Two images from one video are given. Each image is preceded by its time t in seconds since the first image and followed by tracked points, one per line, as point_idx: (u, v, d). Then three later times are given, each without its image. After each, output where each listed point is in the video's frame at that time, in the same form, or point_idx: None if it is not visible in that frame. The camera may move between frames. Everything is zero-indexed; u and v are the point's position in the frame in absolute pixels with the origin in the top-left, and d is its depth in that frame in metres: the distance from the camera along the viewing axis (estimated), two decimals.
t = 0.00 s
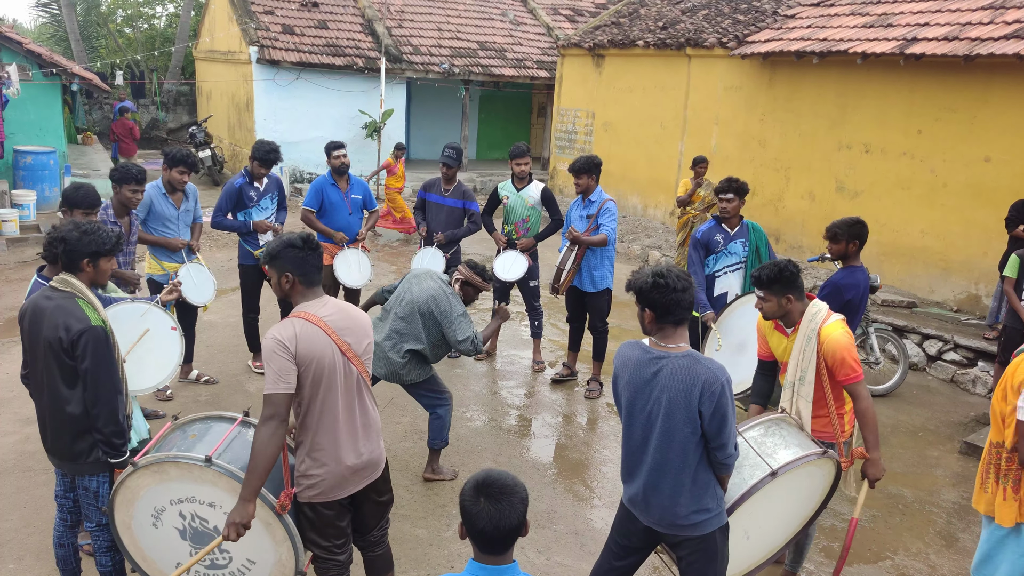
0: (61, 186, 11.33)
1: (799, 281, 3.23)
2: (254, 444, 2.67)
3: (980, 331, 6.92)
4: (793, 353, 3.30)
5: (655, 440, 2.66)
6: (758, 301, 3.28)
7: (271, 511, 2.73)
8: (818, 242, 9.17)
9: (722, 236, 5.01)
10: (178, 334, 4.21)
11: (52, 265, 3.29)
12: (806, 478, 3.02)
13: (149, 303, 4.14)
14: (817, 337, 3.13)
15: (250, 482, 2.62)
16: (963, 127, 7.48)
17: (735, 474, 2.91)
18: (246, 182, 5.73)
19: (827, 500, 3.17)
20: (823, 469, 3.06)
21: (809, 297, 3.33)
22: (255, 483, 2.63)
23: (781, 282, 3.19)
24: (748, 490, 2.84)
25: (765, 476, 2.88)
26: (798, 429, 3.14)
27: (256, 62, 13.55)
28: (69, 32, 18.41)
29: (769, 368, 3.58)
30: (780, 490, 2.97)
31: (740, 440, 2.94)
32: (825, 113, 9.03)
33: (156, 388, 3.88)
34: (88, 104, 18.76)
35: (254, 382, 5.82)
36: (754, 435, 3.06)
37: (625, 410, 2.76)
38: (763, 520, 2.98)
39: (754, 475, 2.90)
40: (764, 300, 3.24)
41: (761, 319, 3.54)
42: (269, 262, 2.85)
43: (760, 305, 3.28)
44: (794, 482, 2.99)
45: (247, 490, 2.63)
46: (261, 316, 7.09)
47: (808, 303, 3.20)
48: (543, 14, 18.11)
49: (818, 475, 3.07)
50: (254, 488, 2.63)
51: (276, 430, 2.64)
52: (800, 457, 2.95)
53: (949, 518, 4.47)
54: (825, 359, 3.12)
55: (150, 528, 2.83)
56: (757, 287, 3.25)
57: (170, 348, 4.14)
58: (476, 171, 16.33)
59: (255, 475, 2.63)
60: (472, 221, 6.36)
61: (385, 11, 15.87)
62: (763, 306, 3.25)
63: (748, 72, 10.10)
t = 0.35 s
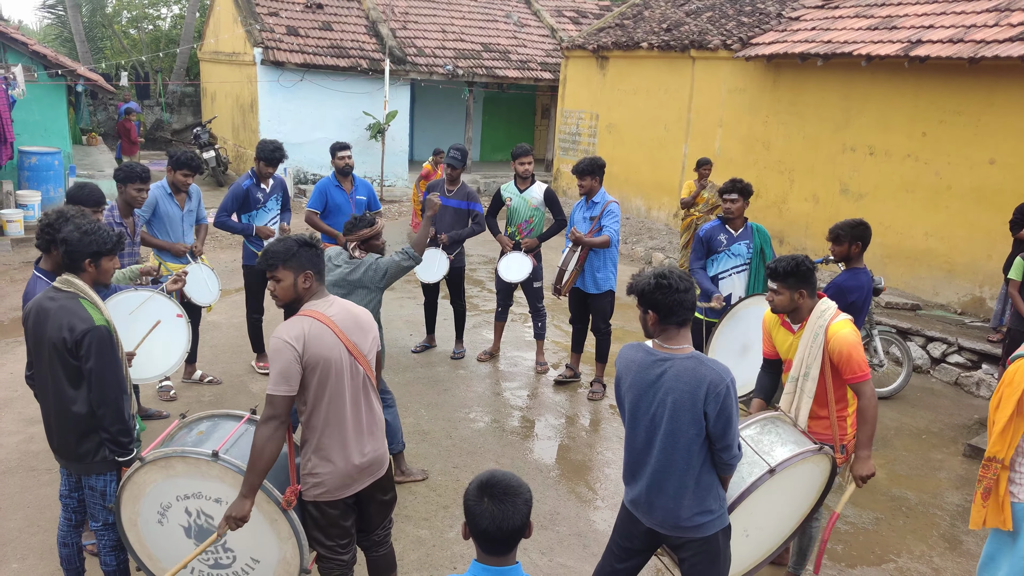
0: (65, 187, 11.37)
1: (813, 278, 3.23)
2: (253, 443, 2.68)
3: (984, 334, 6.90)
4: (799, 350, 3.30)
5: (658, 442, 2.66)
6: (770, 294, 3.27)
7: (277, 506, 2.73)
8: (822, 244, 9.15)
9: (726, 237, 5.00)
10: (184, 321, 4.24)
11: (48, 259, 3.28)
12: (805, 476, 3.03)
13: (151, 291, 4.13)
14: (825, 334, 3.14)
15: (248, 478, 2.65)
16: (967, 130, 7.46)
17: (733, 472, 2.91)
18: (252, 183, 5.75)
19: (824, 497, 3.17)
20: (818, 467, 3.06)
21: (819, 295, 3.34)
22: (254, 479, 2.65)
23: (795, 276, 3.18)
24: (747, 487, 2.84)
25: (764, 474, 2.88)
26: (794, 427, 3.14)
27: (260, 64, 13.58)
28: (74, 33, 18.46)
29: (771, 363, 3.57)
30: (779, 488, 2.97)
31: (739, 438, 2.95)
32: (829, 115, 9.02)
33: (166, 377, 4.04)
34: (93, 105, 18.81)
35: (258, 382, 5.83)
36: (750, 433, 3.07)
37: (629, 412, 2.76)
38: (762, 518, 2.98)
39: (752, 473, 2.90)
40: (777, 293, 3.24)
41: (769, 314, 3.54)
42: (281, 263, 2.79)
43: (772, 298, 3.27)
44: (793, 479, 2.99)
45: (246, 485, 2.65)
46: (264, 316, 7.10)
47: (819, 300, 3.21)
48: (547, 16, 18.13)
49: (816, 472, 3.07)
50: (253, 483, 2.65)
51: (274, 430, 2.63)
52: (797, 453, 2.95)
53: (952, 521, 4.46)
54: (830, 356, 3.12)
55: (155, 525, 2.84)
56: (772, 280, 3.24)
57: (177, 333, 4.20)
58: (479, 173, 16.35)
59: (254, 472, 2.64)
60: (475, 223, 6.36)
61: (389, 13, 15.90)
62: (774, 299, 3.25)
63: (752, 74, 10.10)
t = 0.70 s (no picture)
0: (68, 182, 11.39)
1: (818, 278, 3.23)
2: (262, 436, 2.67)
3: (987, 333, 6.89)
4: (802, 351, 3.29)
5: (661, 441, 2.65)
6: (773, 293, 3.28)
7: (280, 501, 2.73)
8: (825, 243, 9.14)
9: (730, 236, 4.99)
10: (184, 330, 4.25)
11: (53, 266, 3.29)
12: (812, 477, 3.02)
13: (153, 299, 4.11)
14: (827, 337, 3.13)
15: (257, 466, 2.63)
16: (972, 128, 7.44)
17: (740, 472, 2.90)
18: (256, 180, 5.75)
19: (832, 500, 3.16)
20: (827, 469, 3.05)
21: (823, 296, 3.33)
22: (264, 467, 2.63)
23: (799, 275, 3.19)
24: (754, 488, 2.84)
25: (771, 475, 2.87)
26: (803, 428, 3.14)
27: (264, 60, 13.58)
28: (78, 28, 18.47)
29: (767, 360, 3.58)
30: (786, 489, 2.96)
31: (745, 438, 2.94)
32: (833, 113, 9.00)
33: (167, 382, 4.02)
34: (97, 101, 18.83)
35: (260, 378, 5.83)
36: (758, 434, 3.06)
37: (631, 412, 2.76)
38: (768, 520, 2.98)
39: (759, 474, 2.89)
40: (780, 292, 3.25)
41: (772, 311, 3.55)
42: (292, 259, 2.80)
43: (776, 297, 3.28)
44: (800, 481, 2.99)
45: (253, 473, 2.64)
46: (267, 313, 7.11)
47: (822, 301, 3.20)
48: (551, 13, 18.10)
49: (824, 475, 3.06)
50: (261, 472, 2.64)
51: (287, 419, 2.63)
52: (805, 454, 2.95)
53: (954, 521, 4.46)
54: (832, 359, 3.11)
55: (157, 521, 2.84)
56: (774, 279, 3.25)
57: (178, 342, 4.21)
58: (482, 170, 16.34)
59: (264, 461, 2.63)
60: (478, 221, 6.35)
61: (393, 10, 15.90)
62: (778, 298, 3.26)
63: (756, 72, 10.08)
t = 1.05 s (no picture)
0: (79, 188, 11.47)
1: (825, 292, 3.21)
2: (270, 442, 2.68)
3: (998, 345, 6.84)
4: (814, 364, 3.27)
5: (670, 451, 2.64)
6: (782, 309, 3.26)
7: (290, 509, 2.74)
8: (834, 253, 9.11)
9: (737, 245, 5.00)
10: (198, 324, 4.26)
11: (64, 261, 3.33)
12: (821, 489, 3.00)
13: (166, 295, 4.15)
14: (840, 349, 3.11)
15: (268, 478, 2.65)
16: (982, 139, 7.42)
17: (746, 483, 2.90)
18: (266, 187, 5.78)
19: (840, 513, 3.13)
20: (835, 481, 3.03)
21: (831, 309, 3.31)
22: (272, 480, 2.65)
23: (806, 290, 3.17)
24: (760, 499, 2.83)
25: (778, 486, 2.86)
26: (811, 440, 3.11)
27: (275, 68, 13.67)
28: (91, 36, 18.63)
29: (783, 380, 3.54)
30: (793, 501, 2.94)
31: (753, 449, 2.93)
32: (843, 123, 8.99)
33: (178, 381, 4.02)
34: (108, 108, 18.97)
35: (269, 385, 5.84)
36: (765, 445, 3.05)
37: (640, 421, 2.75)
38: (776, 532, 2.96)
39: (765, 485, 2.88)
40: (788, 308, 3.23)
41: (780, 329, 3.52)
42: (300, 268, 2.80)
43: (784, 313, 3.26)
44: (809, 492, 2.97)
45: (264, 484, 2.66)
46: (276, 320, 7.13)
47: (832, 314, 3.19)
48: (560, 22, 18.17)
49: (832, 487, 3.04)
50: (271, 482, 2.66)
51: (290, 431, 2.63)
52: (812, 466, 2.93)
53: (965, 533, 4.42)
54: (847, 371, 3.10)
55: (166, 528, 2.85)
56: (782, 295, 3.24)
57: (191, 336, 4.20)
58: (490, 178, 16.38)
59: (272, 474, 2.64)
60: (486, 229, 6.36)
61: (403, 19, 16.00)
62: (786, 314, 3.24)
63: (765, 82, 10.08)
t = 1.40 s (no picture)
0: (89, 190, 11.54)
1: (837, 295, 3.19)
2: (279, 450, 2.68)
3: (1007, 349, 6.80)
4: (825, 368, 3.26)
5: (679, 454, 2.64)
6: (793, 311, 3.25)
7: (297, 511, 2.74)
8: (843, 257, 9.08)
9: (746, 247, 4.97)
10: (204, 336, 4.26)
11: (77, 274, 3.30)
12: (832, 493, 2.98)
13: (174, 306, 4.18)
14: (851, 354, 3.11)
15: (273, 478, 2.63)
16: (992, 143, 7.39)
17: (757, 488, 2.89)
18: (274, 189, 5.80)
19: (852, 519, 3.11)
20: (847, 486, 3.00)
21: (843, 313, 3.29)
22: (278, 479, 2.64)
23: (818, 293, 3.15)
24: (770, 503, 2.82)
25: (789, 490, 2.84)
26: (825, 446, 3.09)
27: (283, 71, 13.73)
28: (101, 40, 18.76)
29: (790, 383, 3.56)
30: (804, 506, 2.92)
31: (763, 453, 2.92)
32: (852, 127, 8.96)
33: (185, 391, 3.97)
34: (118, 110, 19.09)
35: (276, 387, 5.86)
36: (777, 450, 3.04)
37: (648, 424, 2.74)
38: (786, 537, 2.94)
39: (777, 490, 2.86)
40: (799, 311, 3.21)
41: (790, 331, 3.50)
42: (315, 270, 2.80)
43: (794, 316, 3.24)
44: (819, 497, 2.95)
45: (268, 484, 2.64)
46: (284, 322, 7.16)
47: (844, 318, 3.17)
48: (569, 25, 18.20)
49: (844, 492, 3.01)
50: (276, 483, 2.64)
51: (306, 432, 2.64)
52: (824, 471, 2.91)
53: (974, 539, 4.39)
54: (858, 376, 3.09)
55: (174, 529, 2.86)
56: (794, 298, 3.22)
57: (197, 348, 4.21)
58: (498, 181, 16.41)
59: (279, 473, 2.63)
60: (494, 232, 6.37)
61: (411, 22, 16.05)
62: (798, 317, 3.23)
63: (773, 85, 10.06)
